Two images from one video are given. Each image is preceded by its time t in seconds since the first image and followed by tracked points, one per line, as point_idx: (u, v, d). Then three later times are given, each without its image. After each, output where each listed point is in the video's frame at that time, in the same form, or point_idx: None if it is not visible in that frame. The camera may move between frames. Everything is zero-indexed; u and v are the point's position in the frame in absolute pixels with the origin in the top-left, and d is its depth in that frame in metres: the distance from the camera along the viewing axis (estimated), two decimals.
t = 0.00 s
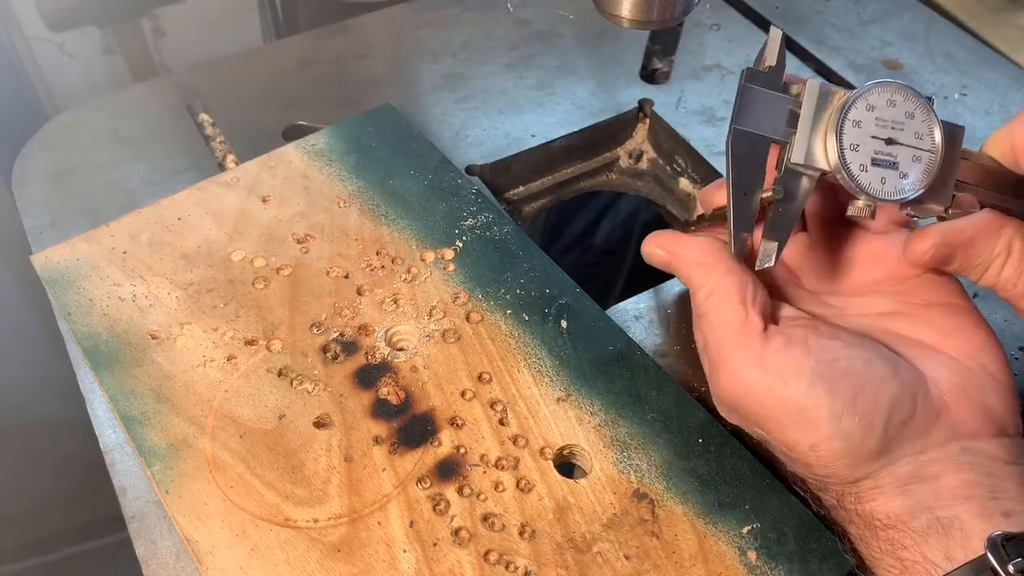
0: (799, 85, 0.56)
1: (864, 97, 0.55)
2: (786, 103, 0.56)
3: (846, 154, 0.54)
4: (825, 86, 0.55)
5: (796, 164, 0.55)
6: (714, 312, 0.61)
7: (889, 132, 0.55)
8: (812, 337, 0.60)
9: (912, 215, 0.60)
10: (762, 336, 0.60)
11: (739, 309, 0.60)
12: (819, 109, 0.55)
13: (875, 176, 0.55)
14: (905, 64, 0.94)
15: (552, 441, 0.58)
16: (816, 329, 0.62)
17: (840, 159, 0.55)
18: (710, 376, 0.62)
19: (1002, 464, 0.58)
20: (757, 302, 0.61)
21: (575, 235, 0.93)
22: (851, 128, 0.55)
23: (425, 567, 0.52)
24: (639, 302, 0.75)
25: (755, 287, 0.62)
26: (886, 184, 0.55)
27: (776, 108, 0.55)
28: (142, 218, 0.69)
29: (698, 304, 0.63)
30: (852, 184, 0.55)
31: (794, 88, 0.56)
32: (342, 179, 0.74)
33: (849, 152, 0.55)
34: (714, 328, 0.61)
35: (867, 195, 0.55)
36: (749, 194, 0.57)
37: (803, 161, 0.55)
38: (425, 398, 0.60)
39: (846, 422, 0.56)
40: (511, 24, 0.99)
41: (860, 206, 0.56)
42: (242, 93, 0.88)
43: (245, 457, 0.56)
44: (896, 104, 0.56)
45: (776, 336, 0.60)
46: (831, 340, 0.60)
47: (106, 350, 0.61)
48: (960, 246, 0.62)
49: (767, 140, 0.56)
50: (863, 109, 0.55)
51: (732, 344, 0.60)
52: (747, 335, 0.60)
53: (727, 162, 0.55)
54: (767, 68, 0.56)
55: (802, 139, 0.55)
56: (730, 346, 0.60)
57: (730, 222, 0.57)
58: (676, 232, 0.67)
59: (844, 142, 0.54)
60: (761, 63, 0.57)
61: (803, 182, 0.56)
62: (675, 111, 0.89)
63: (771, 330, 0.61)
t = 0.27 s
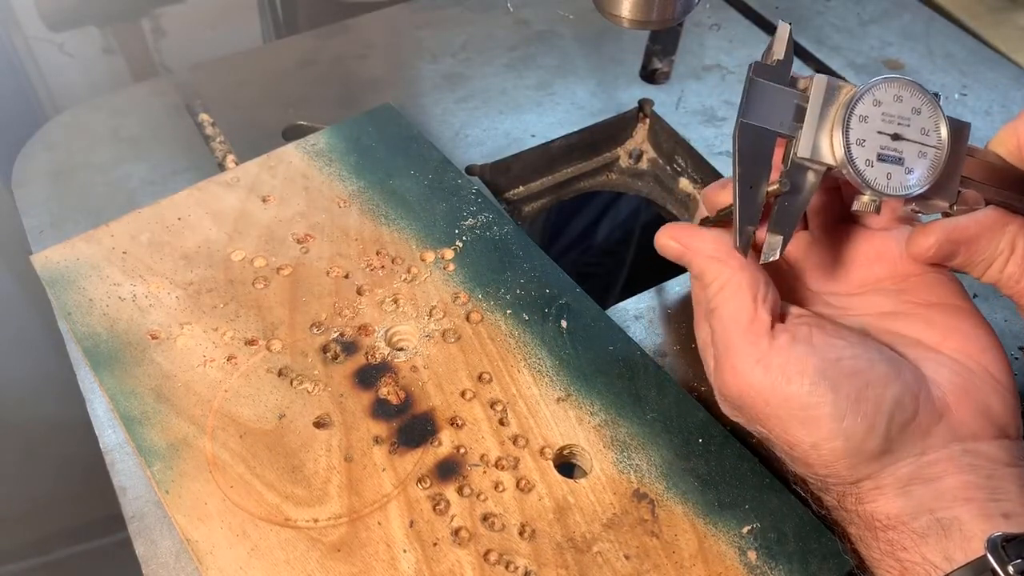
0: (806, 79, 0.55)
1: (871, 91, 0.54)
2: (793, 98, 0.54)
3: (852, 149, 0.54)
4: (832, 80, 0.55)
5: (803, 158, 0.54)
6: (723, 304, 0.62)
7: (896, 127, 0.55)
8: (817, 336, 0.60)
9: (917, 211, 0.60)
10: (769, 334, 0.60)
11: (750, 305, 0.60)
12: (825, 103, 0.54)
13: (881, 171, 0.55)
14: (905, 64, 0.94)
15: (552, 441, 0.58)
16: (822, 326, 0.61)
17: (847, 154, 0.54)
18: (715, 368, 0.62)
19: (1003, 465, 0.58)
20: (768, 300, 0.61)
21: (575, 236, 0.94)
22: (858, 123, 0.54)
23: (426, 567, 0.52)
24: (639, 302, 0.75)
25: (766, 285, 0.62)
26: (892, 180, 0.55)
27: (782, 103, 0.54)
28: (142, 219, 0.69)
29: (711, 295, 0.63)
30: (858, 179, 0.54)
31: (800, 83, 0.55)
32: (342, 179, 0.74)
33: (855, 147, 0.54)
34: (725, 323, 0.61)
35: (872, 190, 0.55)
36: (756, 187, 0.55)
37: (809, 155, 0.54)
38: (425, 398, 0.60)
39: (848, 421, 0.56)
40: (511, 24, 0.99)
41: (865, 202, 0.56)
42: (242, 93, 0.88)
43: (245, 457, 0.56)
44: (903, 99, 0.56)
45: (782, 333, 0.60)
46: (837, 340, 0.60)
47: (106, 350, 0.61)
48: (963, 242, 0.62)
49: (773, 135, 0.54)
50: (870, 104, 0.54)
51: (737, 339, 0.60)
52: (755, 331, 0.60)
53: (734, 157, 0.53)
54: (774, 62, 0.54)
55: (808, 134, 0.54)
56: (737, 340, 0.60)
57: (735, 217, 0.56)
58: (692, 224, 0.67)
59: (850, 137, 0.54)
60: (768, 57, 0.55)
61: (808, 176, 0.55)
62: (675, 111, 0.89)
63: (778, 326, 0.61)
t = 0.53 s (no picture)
0: (804, 85, 0.54)
1: (869, 99, 0.54)
2: (792, 105, 0.53)
3: (853, 157, 0.53)
4: (831, 86, 0.54)
5: (803, 166, 0.54)
6: (736, 295, 0.60)
7: (895, 134, 0.55)
8: (823, 330, 0.60)
9: (916, 217, 0.60)
10: (780, 325, 0.59)
11: (764, 296, 0.59)
12: (825, 111, 0.54)
13: (881, 179, 0.55)
14: (905, 64, 0.94)
15: (552, 441, 0.58)
16: (828, 320, 0.61)
17: (847, 162, 0.53)
18: (721, 358, 0.62)
19: (1002, 466, 0.58)
20: (784, 294, 0.60)
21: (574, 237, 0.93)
22: (858, 131, 0.54)
23: (426, 568, 0.52)
24: (639, 302, 0.75)
25: (784, 280, 0.60)
26: (892, 187, 0.55)
27: (781, 111, 0.53)
28: (141, 219, 0.69)
29: (725, 286, 0.62)
30: (858, 187, 0.54)
31: (800, 90, 0.54)
32: (342, 179, 0.74)
33: (856, 154, 0.54)
34: (732, 313, 0.61)
35: (873, 197, 0.55)
36: (756, 196, 0.54)
37: (810, 163, 0.54)
38: (425, 399, 0.60)
39: (849, 415, 0.56)
40: (511, 24, 0.99)
41: (865, 209, 0.57)
42: (241, 93, 0.88)
43: (246, 458, 0.56)
44: (902, 106, 0.55)
45: (791, 327, 0.59)
46: (842, 335, 0.60)
47: (106, 350, 0.61)
48: (961, 247, 0.62)
49: (773, 143, 0.53)
50: (869, 112, 0.54)
51: (743, 330, 0.59)
52: (765, 324, 0.59)
53: (733, 167, 0.52)
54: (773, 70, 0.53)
55: (808, 142, 0.54)
56: (744, 329, 0.59)
57: (737, 225, 0.55)
58: (712, 211, 0.65)
59: (851, 145, 0.53)
60: (767, 64, 0.54)
61: (808, 184, 0.55)
62: (675, 111, 0.89)
63: (788, 321, 0.60)
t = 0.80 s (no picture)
0: (802, 82, 0.54)
1: (868, 95, 0.54)
2: (790, 102, 0.53)
3: (850, 153, 0.54)
4: (830, 82, 0.54)
5: (801, 162, 0.54)
6: (737, 291, 0.60)
7: (894, 130, 0.55)
8: (823, 326, 0.60)
9: (915, 213, 0.59)
10: (781, 321, 0.59)
11: (766, 291, 0.59)
12: (823, 107, 0.54)
13: (879, 174, 0.55)
14: (905, 64, 0.94)
15: (552, 441, 0.58)
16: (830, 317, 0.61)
17: (845, 158, 0.54)
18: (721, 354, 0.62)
19: (1002, 464, 0.58)
20: (785, 291, 0.60)
21: (574, 237, 0.92)
22: (855, 127, 0.54)
23: (426, 568, 0.52)
24: (639, 302, 0.75)
25: (784, 276, 0.60)
26: (890, 183, 0.55)
27: (780, 107, 0.53)
28: (141, 219, 0.69)
29: (726, 282, 0.62)
30: (857, 182, 0.54)
31: (798, 87, 0.54)
32: (342, 178, 0.74)
33: (853, 150, 0.54)
34: (732, 308, 0.61)
35: (871, 193, 0.55)
36: (755, 192, 0.54)
37: (808, 159, 0.54)
38: (424, 399, 0.60)
39: (848, 411, 0.56)
40: (511, 24, 0.99)
41: (864, 204, 0.56)
42: (242, 93, 0.88)
43: (245, 458, 0.56)
44: (900, 102, 0.55)
45: (792, 323, 0.59)
46: (842, 331, 0.60)
47: (106, 351, 0.61)
48: (960, 244, 0.62)
49: (772, 139, 0.53)
50: (867, 108, 0.54)
51: (744, 325, 0.59)
52: (766, 320, 0.59)
53: (733, 162, 0.52)
54: (772, 67, 0.53)
55: (806, 138, 0.54)
56: (745, 323, 0.59)
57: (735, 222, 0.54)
58: (712, 206, 0.64)
59: (848, 141, 0.53)
60: (765, 61, 0.53)
61: (806, 180, 0.55)
62: (675, 111, 0.89)
63: (789, 318, 0.60)
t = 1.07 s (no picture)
0: (798, 84, 0.54)
1: (865, 97, 0.54)
2: (786, 105, 0.53)
3: (846, 156, 0.53)
4: (826, 84, 0.53)
5: (796, 166, 0.54)
6: (733, 295, 0.60)
7: (890, 133, 0.54)
8: (822, 329, 0.60)
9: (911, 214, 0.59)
10: (777, 325, 0.59)
11: (762, 295, 0.59)
12: (819, 110, 0.53)
13: (875, 177, 0.55)
14: (905, 64, 0.94)
15: (552, 441, 0.58)
16: (828, 320, 0.61)
17: (840, 161, 0.53)
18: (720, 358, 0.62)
19: (1002, 466, 0.58)
20: (781, 293, 0.60)
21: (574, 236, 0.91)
22: (851, 129, 0.53)
23: (426, 568, 0.52)
24: (639, 302, 0.75)
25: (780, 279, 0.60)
26: (885, 186, 0.55)
27: (775, 110, 0.53)
28: (141, 219, 0.69)
29: (722, 286, 0.62)
30: (852, 186, 0.54)
31: (794, 89, 0.54)
32: (342, 178, 0.74)
33: (849, 153, 0.53)
34: (730, 311, 0.61)
35: (866, 196, 0.55)
36: (750, 195, 0.54)
37: (803, 162, 0.53)
38: (425, 398, 0.60)
39: (848, 415, 0.56)
40: (511, 24, 0.99)
41: (861, 208, 0.57)
42: (242, 93, 0.88)
43: (245, 457, 0.56)
44: (897, 104, 0.55)
45: (789, 326, 0.59)
46: (841, 335, 0.60)
47: (106, 350, 0.61)
48: (955, 246, 0.62)
49: (767, 143, 0.53)
50: (864, 110, 0.54)
51: (741, 329, 0.59)
52: (763, 323, 0.59)
53: (727, 165, 0.53)
54: (767, 69, 0.53)
55: (802, 141, 0.53)
56: (742, 328, 0.59)
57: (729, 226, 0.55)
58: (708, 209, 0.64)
59: (844, 144, 0.53)
60: (760, 63, 0.53)
61: (801, 183, 0.55)
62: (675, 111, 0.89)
63: (786, 319, 0.60)
